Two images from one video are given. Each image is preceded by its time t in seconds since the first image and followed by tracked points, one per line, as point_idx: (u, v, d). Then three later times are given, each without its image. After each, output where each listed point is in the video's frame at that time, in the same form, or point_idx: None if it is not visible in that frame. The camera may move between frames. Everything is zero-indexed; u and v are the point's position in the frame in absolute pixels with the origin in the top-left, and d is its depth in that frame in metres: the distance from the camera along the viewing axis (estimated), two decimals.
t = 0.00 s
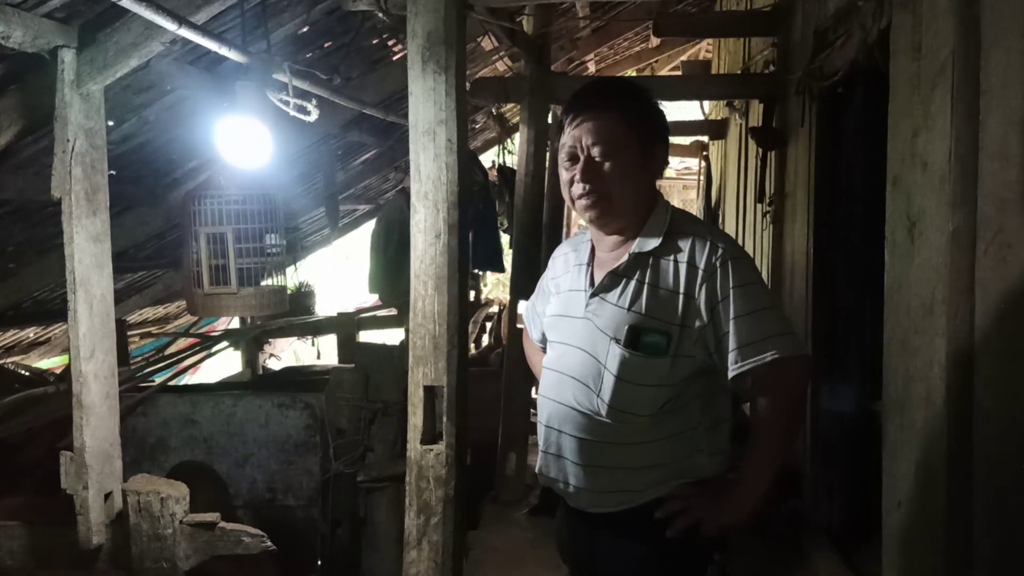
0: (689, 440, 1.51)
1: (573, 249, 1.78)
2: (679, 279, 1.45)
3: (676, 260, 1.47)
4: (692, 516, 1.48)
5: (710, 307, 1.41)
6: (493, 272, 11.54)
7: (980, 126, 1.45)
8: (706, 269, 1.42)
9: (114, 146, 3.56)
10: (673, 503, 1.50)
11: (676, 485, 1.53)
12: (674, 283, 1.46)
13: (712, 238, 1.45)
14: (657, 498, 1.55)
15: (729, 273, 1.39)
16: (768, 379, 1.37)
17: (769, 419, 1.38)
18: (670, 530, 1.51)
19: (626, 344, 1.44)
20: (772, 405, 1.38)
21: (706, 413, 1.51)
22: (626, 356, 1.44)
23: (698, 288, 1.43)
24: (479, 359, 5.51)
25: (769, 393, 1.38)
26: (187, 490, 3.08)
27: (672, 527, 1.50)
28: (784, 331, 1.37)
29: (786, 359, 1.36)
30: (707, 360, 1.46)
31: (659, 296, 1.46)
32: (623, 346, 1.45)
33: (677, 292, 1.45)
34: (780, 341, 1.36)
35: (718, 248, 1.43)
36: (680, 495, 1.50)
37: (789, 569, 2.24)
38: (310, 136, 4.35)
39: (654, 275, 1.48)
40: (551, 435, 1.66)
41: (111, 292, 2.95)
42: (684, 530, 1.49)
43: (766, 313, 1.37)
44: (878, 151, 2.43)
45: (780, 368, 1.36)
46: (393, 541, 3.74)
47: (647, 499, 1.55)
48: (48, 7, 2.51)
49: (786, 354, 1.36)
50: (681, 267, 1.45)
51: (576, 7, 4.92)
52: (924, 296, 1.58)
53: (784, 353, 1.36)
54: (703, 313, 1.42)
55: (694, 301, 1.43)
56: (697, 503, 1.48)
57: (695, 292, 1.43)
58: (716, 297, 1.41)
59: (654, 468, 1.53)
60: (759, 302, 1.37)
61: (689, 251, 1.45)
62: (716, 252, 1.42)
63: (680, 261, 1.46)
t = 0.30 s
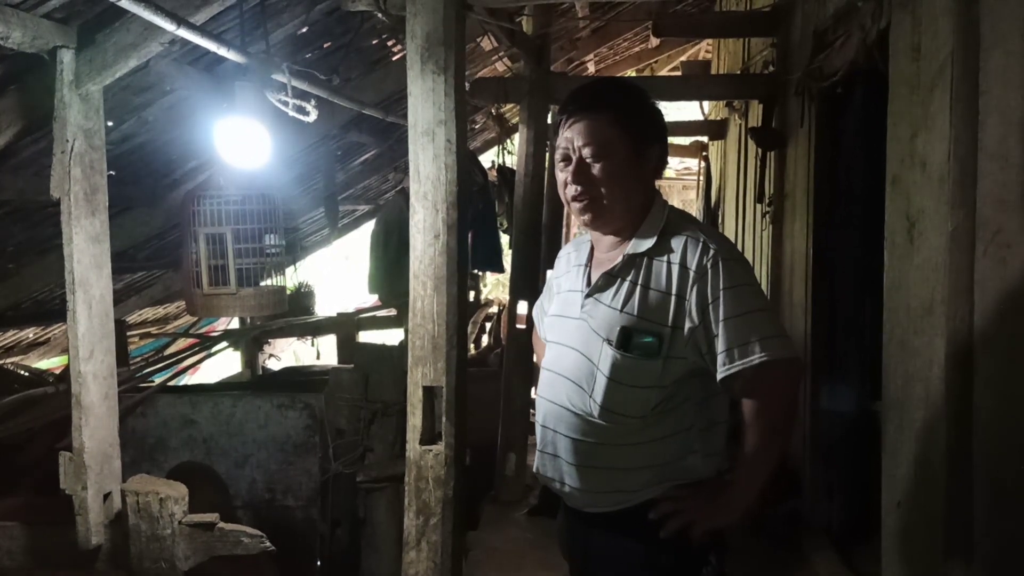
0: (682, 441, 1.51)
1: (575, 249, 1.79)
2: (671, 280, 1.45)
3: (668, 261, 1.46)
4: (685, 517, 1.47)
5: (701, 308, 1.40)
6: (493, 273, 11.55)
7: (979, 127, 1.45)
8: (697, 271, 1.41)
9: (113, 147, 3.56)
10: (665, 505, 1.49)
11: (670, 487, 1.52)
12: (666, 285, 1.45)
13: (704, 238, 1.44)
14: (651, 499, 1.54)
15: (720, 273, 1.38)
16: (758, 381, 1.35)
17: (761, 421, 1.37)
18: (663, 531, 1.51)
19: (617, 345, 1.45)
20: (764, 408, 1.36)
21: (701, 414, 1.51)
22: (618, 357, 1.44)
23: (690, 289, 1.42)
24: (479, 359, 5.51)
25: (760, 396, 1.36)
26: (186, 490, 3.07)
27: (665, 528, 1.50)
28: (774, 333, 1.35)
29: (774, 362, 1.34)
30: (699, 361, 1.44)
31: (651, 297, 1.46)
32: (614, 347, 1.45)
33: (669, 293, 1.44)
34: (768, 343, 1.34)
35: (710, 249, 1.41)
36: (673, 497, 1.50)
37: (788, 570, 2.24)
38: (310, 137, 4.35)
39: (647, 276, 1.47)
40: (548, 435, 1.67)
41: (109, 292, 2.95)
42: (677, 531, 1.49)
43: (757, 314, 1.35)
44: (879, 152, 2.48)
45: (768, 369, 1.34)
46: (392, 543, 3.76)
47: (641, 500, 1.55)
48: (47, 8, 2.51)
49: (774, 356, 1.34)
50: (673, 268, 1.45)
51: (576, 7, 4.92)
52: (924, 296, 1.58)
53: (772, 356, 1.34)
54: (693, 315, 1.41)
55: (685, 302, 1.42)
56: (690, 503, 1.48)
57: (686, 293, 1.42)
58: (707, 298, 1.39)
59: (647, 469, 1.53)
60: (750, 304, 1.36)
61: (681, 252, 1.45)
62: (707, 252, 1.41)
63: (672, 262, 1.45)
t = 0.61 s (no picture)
0: (686, 442, 1.51)
1: (572, 250, 1.78)
2: (676, 284, 1.45)
3: (673, 264, 1.46)
4: (688, 517, 1.48)
5: (707, 312, 1.41)
6: (492, 273, 11.55)
7: (979, 127, 1.44)
8: (704, 275, 1.42)
9: (113, 147, 3.56)
10: (668, 505, 1.49)
11: (672, 487, 1.53)
12: (671, 288, 1.46)
13: (708, 241, 1.45)
14: (654, 500, 1.54)
15: (726, 278, 1.39)
16: (763, 384, 1.36)
17: (766, 423, 1.38)
18: (667, 531, 1.51)
19: (623, 349, 1.45)
20: (769, 410, 1.38)
21: (703, 415, 1.51)
22: (624, 360, 1.44)
23: (696, 292, 1.43)
24: (479, 360, 5.52)
25: (765, 398, 1.37)
26: (186, 491, 3.06)
27: (669, 528, 1.51)
28: (780, 336, 1.36)
29: (782, 364, 1.36)
30: (701, 362, 1.46)
31: (656, 301, 1.46)
32: (620, 350, 1.46)
33: (675, 297, 1.45)
34: (777, 346, 1.35)
35: (715, 252, 1.42)
36: (676, 497, 1.50)
37: (788, 570, 2.24)
38: (310, 137, 4.35)
39: (651, 280, 1.48)
40: (550, 439, 1.66)
41: (110, 292, 2.95)
42: (679, 531, 1.50)
43: (761, 318, 1.36)
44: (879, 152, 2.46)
45: (775, 372, 1.36)
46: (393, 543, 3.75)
47: (644, 502, 1.55)
48: (47, 8, 2.51)
49: (781, 359, 1.35)
50: (678, 271, 1.45)
51: (576, 7, 4.92)
52: (924, 297, 1.58)
53: (781, 359, 1.35)
54: (699, 319, 1.42)
55: (690, 306, 1.43)
56: (692, 504, 1.48)
57: (692, 297, 1.43)
58: (714, 302, 1.40)
59: (651, 471, 1.53)
60: (755, 308, 1.37)
61: (686, 256, 1.45)
62: (713, 256, 1.42)
63: (677, 266, 1.46)
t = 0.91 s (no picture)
0: (692, 444, 1.52)
1: (571, 250, 1.77)
2: (685, 285, 1.46)
3: (683, 266, 1.47)
4: (694, 517, 1.47)
5: (719, 313, 1.42)
6: (492, 273, 11.56)
7: (980, 128, 1.45)
8: (715, 276, 1.43)
9: (115, 148, 3.56)
10: (674, 505, 1.49)
11: (677, 487, 1.53)
12: (681, 289, 1.46)
13: (718, 243, 1.46)
14: (660, 500, 1.55)
15: (737, 280, 1.40)
16: (772, 387, 1.37)
17: (774, 424, 1.38)
18: (673, 531, 1.50)
19: (633, 349, 1.46)
20: (774, 412, 1.38)
21: (708, 417, 1.53)
22: (635, 361, 1.45)
23: (707, 294, 1.44)
24: (479, 360, 5.52)
25: (773, 401, 1.38)
26: (188, 492, 3.08)
27: (675, 528, 1.50)
28: (790, 338, 1.38)
29: (794, 366, 1.37)
30: (709, 364, 1.47)
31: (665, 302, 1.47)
32: (631, 351, 1.46)
33: (685, 298, 1.45)
34: (792, 348, 1.37)
35: (725, 254, 1.44)
36: (682, 498, 1.49)
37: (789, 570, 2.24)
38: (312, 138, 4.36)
39: (660, 281, 1.48)
40: (556, 440, 1.66)
41: (112, 293, 2.96)
42: (687, 530, 1.49)
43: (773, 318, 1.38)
44: (878, 153, 2.43)
45: (786, 373, 1.37)
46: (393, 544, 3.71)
47: (650, 502, 1.55)
48: (48, 9, 2.51)
49: (795, 360, 1.37)
50: (688, 273, 1.46)
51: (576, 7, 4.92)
52: (924, 299, 1.59)
53: (794, 360, 1.37)
54: (711, 320, 1.43)
55: (702, 307, 1.44)
56: (699, 504, 1.47)
57: (703, 298, 1.44)
58: (725, 302, 1.42)
59: (658, 471, 1.53)
60: (767, 309, 1.38)
61: (697, 257, 1.46)
62: (723, 258, 1.43)
63: (687, 267, 1.46)
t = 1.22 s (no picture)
0: (686, 443, 1.52)
1: (570, 251, 1.77)
2: (674, 285, 1.46)
3: (671, 266, 1.47)
4: (690, 517, 1.48)
5: (707, 314, 1.43)
6: (491, 274, 11.55)
7: (980, 129, 1.45)
8: (702, 275, 1.43)
9: (115, 148, 3.56)
10: (670, 506, 1.49)
11: (672, 488, 1.53)
12: (669, 290, 1.47)
13: (706, 243, 1.46)
14: (655, 500, 1.54)
15: (724, 279, 1.40)
16: (764, 387, 1.37)
17: (767, 424, 1.38)
18: (669, 531, 1.51)
19: (620, 350, 1.46)
20: (771, 412, 1.38)
21: (703, 416, 1.52)
22: (623, 363, 1.45)
23: (694, 294, 1.44)
24: (479, 361, 5.53)
25: (768, 401, 1.38)
26: (189, 491, 3.07)
27: (671, 528, 1.51)
28: (779, 338, 1.37)
29: (782, 365, 1.36)
30: (700, 365, 1.47)
31: (654, 302, 1.47)
32: (619, 352, 1.47)
33: (673, 298, 1.46)
34: (782, 347, 1.36)
35: (713, 254, 1.44)
36: (677, 498, 1.50)
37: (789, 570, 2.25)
38: (312, 138, 4.36)
39: (649, 281, 1.49)
40: (550, 441, 1.67)
41: (112, 293, 2.96)
42: (681, 531, 1.51)
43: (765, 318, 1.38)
44: (878, 152, 2.45)
45: (777, 373, 1.36)
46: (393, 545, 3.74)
47: (645, 503, 1.55)
48: (49, 9, 2.52)
49: (782, 360, 1.36)
50: (676, 273, 1.46)
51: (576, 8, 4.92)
52: (925, 299, 1.59)
53: (781, 359, 1.36)
54: (699, 320, 1.43)
55: (689, 307, 1.44)
56: (695, 504, 1.48)
57: (690, 298, 1.44)
58: (712, 303, 1.42)
59: (652, 472, 1.53)
60: (755, 308, 1.38)
61: (684, 257, 1.46)
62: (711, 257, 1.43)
63: (675, 267, 1.46)
